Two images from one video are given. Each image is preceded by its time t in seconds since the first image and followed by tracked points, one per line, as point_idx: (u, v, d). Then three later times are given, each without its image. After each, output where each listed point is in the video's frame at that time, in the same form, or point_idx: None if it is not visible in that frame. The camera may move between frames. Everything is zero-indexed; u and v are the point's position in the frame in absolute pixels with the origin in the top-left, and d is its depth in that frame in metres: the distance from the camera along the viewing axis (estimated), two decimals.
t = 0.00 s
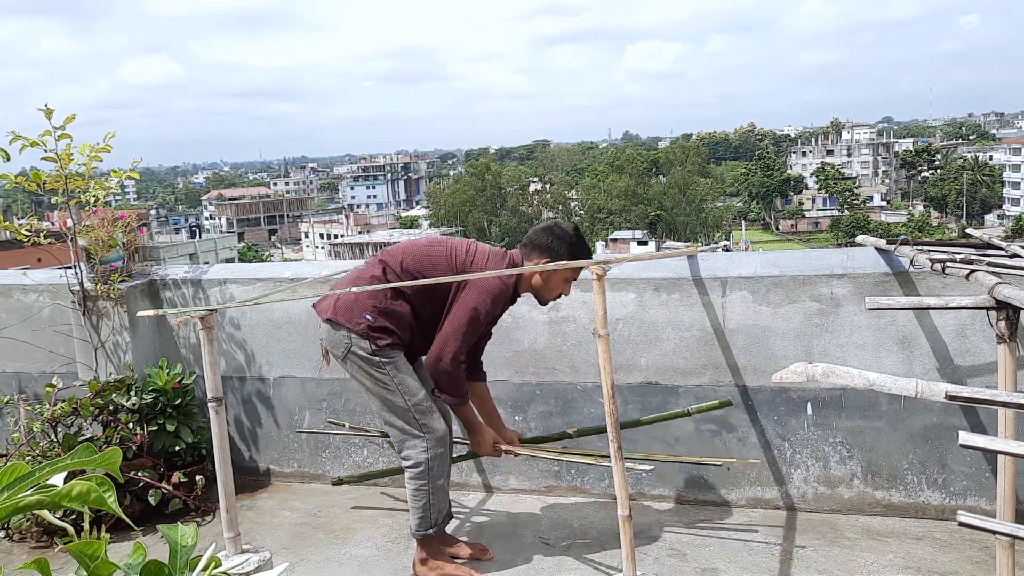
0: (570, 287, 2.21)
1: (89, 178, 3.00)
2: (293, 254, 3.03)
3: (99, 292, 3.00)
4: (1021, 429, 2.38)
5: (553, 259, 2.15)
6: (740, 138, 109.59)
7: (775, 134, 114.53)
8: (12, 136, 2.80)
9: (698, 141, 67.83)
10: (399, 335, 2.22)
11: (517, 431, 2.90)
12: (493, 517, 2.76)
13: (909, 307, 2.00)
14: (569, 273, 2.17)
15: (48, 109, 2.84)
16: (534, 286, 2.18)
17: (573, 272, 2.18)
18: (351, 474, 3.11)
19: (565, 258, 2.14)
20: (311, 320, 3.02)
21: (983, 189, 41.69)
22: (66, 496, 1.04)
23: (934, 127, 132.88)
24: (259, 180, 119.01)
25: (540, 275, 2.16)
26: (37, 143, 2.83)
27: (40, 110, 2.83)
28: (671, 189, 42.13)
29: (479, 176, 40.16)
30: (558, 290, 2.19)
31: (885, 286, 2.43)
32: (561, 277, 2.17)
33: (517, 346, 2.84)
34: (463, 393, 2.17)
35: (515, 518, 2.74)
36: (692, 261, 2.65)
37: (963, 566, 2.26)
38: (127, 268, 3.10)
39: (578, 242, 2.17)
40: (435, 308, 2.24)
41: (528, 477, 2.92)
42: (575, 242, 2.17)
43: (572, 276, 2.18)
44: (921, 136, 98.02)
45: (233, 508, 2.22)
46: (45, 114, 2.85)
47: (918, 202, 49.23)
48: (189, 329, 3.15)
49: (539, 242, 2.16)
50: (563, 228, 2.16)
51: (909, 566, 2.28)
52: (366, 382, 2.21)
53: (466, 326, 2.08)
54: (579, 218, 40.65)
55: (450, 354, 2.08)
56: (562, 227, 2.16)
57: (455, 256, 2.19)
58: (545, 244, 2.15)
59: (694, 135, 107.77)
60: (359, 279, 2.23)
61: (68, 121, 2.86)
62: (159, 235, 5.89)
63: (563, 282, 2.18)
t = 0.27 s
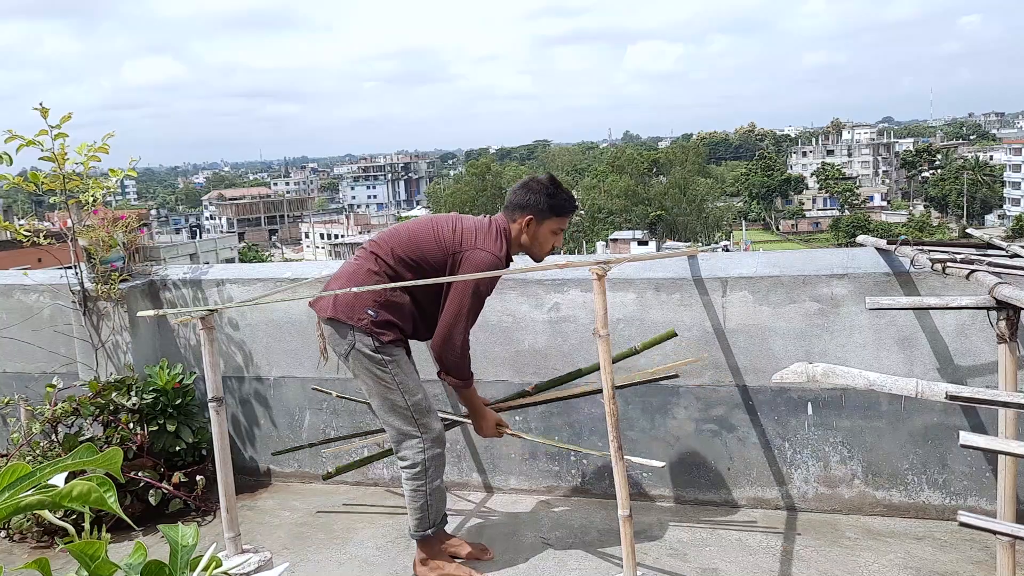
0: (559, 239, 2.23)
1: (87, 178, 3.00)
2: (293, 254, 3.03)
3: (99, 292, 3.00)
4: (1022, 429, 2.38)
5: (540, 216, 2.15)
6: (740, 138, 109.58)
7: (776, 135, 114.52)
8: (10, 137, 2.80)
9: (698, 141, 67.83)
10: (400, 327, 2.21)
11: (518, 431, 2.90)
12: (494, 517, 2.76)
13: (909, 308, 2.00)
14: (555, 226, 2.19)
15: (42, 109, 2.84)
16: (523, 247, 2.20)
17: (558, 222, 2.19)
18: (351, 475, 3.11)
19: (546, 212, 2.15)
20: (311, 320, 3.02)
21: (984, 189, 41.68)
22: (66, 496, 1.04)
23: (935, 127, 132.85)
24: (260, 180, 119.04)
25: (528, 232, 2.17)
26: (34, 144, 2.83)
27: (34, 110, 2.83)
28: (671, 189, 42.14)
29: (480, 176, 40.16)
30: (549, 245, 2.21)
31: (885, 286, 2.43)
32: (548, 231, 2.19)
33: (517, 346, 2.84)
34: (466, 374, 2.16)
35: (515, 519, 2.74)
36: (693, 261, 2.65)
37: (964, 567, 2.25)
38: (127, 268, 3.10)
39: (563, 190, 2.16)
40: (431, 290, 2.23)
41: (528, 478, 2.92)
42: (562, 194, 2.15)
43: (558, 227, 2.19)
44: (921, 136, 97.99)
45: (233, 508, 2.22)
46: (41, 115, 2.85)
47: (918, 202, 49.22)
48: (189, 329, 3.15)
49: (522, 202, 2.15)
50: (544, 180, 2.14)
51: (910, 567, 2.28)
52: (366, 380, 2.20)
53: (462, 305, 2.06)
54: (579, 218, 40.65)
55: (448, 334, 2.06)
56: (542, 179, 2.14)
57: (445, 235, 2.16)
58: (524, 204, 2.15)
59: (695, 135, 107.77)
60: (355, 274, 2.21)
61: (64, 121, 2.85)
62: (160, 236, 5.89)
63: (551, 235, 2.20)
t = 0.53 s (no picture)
0: (551, 209, 2.17)
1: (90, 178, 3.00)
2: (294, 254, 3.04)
3: (99, 292, 3.00)
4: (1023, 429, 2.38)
5: (525, 183, 2.12)
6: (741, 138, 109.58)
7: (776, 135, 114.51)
8: (15, 137, 2.81)
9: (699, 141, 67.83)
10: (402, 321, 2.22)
11: (518, 431, 2.90)
12: (494, 517, 2.76)
13: (910, 308, 2.00)
14: (542, 193, 2.14)
15: (52, 111, 2.86)
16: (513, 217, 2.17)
17: (546, 189, 2.14)
18: (351, 474, 3.11)
19: (531, 179, 2.12)
20: (311, 320, 3.02)
21: (984, 189, 41.68)
22: (67, 496, 1.04)
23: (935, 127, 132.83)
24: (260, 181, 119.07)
25: (515, 201, 2.14)
26: (39, 146, 2.84)
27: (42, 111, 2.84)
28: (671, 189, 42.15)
29: (480, 176, 40.17)
30: (539, 214, 2.17)
31: (886, 286, 2.43)
32: (535, 200, 2.14)
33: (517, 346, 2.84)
34: (448, 342, 2.15)
35: (516, 518, 2.74)
36: (693, 261, 2.65)
37: (964, 567, 2.25)
38: (127, 268, 3.10)
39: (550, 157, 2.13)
40: (426, 270, 2.22)
41: (528, 477, 2.92)
42: (547, 160, 2.11)
43: (547, 194, 2.14)
44: (922, 136, 97.97)
45: (234, 507, 2.22)
46: (48, 116, 2.86)
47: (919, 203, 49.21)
48: (190, 328, 3.15)
49: (507, 171, 2.14)
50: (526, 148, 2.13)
51: (910, 567, 2.28)
52: (369, 378, 2.20)
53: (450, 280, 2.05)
54: (580, 218, 40.65)
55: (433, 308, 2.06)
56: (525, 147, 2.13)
57: (432, 210, 2.16)
58: (511, 173, 2.13)
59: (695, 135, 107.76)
60: (355, 270, 2.21)
61: (71, 124, 2.87)
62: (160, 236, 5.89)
63: (539, 204, 2.15)
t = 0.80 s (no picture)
0: (538, 179, 2.13)
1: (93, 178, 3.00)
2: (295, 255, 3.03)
3: (99, 292, 3.00)
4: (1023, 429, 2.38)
5: (507, 156, 2.10)
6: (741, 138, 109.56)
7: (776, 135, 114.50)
8: (22, 132, 2.80)
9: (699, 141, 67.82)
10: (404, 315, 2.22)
11: (518, 431, 2.90)
12: (494, 517, 2.76)
13: (910, 308, 2.00)
14: (526, 164, 2.10)
15: (60, 107, 2.86)
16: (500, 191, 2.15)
17: (531, 161, 2.10)
18: (351, 475, 3.11)
19: (514, 151, 2.09)
20: (312, 320, 3.03)
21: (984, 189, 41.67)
22: (69, 496, 1.04)
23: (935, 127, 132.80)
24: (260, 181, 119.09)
25: (500, 175, 2.13)
26: (45, 142, 2.83)
27: (52, 108, 2.84)
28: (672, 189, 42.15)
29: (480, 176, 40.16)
30: (525, 187, 2.13)
31: (886, 286, 2.43)
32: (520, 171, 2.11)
33: (517, 346, 2.84)
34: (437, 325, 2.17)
35: (516, 518, 2.74)
36: (693, 261, 2.65)
37: (964, 567, 2.25)
38: (128, 268, 3.10)
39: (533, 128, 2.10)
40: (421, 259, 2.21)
41: (529, 478, 2.92)
42: (529, 130, 2.08)
43: (532, 165, 2.11)
44: (922, 136, 97.96)
45: (234, 507, 2.22)
46: (57, 113, 2.86)
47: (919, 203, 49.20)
48: (190, 328, 3.15)
49: (491, 145, 2.13)
50: (510, 120, 2.12)
51: (911, 567, 2.28)
52: (371, 377, 2.20)
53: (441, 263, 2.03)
54: (580, 218, 40.64)
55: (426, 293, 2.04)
56: (508, 120, 2.12)
57: (419, 197, 2.15)
58: (497, 145, 2.12)
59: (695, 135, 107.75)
60: (355, 273, 2.21)
61: (79, 122, 2.86)
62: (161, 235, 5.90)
63: (525, 176, 2.12)
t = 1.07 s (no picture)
0: (524, 150, 2.13)
1: (91, 178, 3.00)
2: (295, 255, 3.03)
3: (100, 292, 3.00)
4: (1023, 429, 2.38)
5: (491, 128, 2.09)
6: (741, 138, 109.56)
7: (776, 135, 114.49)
8: (17, 134, 2.80)
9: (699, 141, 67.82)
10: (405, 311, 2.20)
11: (519, 431, 2.90)
12: (494, 518, 2.76)
13: (911, 308, 2.00)
14: (512, 135, 2.09)
15: (53, 108, 2.85)
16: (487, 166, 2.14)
17: (516, 131, 2.10)
18: (352, 474, 3.11)
19: (497, 123, 2.08)
20: (312, 320, 3.03)
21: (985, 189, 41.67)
22: (70, 496, 1.04)
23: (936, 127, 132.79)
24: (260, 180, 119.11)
25: (486, 150, 2.12)
26: (41, 143, 2.83)
27: (45, 109, 2.84)
28: (671, 189, 42.15)
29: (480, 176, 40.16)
30: (512, 158, 2.12)
31: (886, 286, 2.43)
32: (505, 142, 2.10)
33: (518, 346, 2.84)
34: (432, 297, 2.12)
35: (516, 518, 2.74)
36: (693, 261, 2.65)
37: (964, 567, 2.25)
38: (128, 268, 3.10)
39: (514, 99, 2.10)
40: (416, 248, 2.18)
41: (529, 477, 2.92)
42: (511, 100, 2.08)
43: (517, 135, 2.10)
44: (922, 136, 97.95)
45: (234, 507, 2.22)
46: (50, 113, 2.85)
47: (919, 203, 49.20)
48: (190, 328, 3.15)
49: (474, 121, 2.13)
50: (488, 94, 2.12)
51: (911, 567, 2.28)
52: (375, 375, 2.21)
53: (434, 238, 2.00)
54: (580, 218, 40.64)
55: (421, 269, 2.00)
56: (487, 93, 2.12)
57: (406, 186, 2.14)
58: (479, 119, 2.11)
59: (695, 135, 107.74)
60: (356, 274, 2.21)
61: (72, 121, 2.86)
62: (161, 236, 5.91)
63: (511, 146, 2.11)
